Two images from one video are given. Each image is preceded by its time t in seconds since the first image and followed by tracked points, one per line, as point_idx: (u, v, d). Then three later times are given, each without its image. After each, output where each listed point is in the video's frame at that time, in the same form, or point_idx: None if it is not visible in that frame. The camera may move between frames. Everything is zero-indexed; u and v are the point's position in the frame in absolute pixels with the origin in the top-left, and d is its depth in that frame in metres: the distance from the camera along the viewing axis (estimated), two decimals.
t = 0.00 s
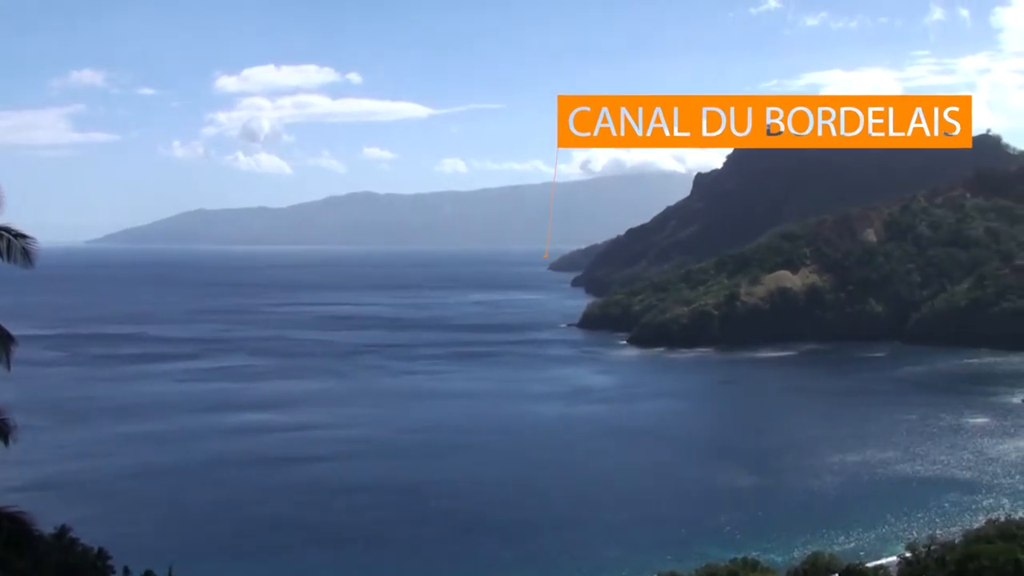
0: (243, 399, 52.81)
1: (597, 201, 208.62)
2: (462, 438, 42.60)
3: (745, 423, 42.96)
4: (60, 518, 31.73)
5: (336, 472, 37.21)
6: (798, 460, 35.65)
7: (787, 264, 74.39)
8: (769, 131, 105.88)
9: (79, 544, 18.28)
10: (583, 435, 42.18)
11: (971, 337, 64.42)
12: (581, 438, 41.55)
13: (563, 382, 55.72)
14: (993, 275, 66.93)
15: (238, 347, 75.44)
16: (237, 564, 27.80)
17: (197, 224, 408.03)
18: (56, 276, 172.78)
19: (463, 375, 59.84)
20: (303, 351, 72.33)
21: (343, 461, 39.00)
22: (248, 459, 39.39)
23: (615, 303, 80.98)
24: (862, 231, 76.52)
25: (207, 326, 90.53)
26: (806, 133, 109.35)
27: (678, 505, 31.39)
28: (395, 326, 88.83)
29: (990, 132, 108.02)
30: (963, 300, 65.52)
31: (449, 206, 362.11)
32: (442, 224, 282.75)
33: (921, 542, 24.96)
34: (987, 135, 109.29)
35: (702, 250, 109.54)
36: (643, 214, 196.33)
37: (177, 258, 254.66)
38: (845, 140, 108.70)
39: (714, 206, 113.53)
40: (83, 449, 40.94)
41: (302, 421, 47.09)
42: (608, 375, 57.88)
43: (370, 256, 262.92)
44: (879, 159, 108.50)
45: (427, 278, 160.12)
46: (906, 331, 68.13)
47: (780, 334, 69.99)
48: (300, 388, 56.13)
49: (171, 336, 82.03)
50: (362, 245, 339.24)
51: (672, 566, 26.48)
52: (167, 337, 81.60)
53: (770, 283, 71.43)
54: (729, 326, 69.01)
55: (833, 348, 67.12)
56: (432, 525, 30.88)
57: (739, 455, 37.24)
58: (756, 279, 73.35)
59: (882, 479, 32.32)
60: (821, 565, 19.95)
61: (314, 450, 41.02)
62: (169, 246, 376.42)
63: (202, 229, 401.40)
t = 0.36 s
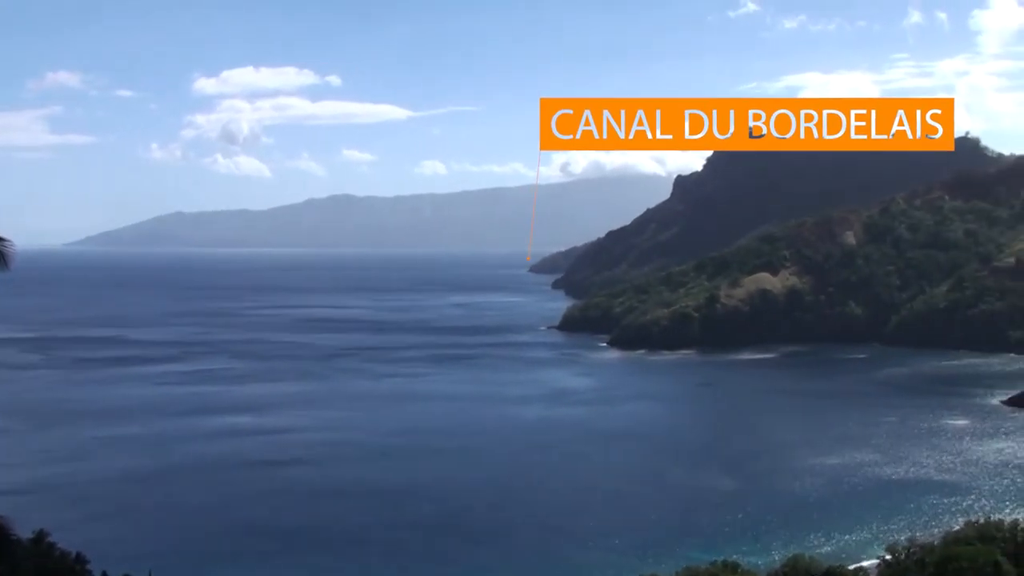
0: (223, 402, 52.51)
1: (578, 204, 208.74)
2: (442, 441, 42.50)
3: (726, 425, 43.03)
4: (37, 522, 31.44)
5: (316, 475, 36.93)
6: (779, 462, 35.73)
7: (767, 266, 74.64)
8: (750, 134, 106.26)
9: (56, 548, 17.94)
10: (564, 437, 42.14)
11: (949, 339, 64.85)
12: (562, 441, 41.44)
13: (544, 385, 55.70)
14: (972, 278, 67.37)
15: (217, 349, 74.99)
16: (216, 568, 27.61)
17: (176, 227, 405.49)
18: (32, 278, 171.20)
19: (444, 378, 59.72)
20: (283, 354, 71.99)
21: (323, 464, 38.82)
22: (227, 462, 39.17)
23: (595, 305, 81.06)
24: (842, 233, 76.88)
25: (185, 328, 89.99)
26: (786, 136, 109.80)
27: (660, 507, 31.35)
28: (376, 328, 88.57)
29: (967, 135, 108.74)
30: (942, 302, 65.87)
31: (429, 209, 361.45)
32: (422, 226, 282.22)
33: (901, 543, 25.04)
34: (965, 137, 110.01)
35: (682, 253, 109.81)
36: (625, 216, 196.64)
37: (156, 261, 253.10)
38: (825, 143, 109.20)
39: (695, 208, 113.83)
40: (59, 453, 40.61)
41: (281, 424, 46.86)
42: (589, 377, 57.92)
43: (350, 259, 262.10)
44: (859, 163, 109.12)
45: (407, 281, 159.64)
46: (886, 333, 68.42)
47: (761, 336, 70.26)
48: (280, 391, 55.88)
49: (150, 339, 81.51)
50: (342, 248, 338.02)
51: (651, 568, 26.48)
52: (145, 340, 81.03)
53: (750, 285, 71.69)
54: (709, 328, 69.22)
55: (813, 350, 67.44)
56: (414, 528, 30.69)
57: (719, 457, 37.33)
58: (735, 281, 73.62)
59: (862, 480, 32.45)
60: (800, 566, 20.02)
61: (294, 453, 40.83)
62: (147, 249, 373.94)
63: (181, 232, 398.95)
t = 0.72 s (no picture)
0: (200, 406, 52.05)
1: (557, 205, 208.96)
2: (422, 444, 42.24)
3: (706, 427, 43.01)
4: (11, 527, 30.97)
5: (295, 479, 36.61)
6: (759, 464, 35.71)
7: (746, 268, 74.85)
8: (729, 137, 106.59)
9: (32, 554, 17.31)
10: (544, 440, 41.99)
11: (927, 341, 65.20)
12: (542, 444, 41.30)
13: (523, 388, 55.57)
14: (950, 280, 67.74)
15: (194, 353, 74.35)
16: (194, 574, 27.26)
17: (151, 229, 402.66)
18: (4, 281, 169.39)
19: (423, 381, 59.46)
20: (260, 357, 71.48)
21: (301, 468, 38.49)
22: (204, 466, 38.78)
23: (575, 308, 81.04)
24: (820, 236, 77.21)
25: (161, 331, 89.22)
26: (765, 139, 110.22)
27: (641, 510, 31.24)
28: (354, 331, 88.14)
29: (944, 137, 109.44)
30: (920, 303, 66.22)
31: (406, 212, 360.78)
32: (401, 228, 281.47)
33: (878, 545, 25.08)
34: (942, 139, 110.74)
35: (660, 255, 110.01)
36: (605, 216, 197.02)
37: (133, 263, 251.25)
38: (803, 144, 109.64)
39: (673, 211, 114.09)
40: (34, 458, 40.07)
41: (259, 427, 46.47)
42: (568, 380, 57.83)
43: (328, 261, 261.00)
44: (837, 165, 109.70)
45: (384, 283, 159.15)
46: (864, 334, 68.73)
47: (739, 338, 70.44)
48: (258, 395, 55.44)
49: (125, 342, 80.77)
50: (319, 250, 336.66)
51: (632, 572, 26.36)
52: (120, 343, 80.28)
53: (729, 287, 71.91)
54: (688, 330, 69.37)
55: (792, 352, 67.67)
56: (393, 533, 30.45)
57: (699, 459, 37.28)
58: (714, 283, 73.81)
59: (842, 483, 32.47)
60: (779, 569, 19.96)
61: (273, 457, 40.48)
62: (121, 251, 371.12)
63: (156, 234, 396.15)
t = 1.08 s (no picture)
0: (174, 409, 51.69)
1: (533, 208, 209.03)
2: (397, 447, 42.06)
3: (683, 430, 43.06)
4: None
5: (271, 484, 36.29)
6: (736, 467, 35.75)
7: (722, 270, 75.11)
8: (704, 140, 107.03)
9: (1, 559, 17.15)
10: (520, 443, 41.91)
11: (900, 343, 65.61)
12: (519, 447, 41.16)
13: (500, 390, 55.47)
14: (924, 282, 68.18)
15: (168, 356, 73.82)
16: None
17: (125, 231, 399.37)
18: None
19: (399, 384, 59.31)
20: (235, 360, 71.03)
21: (275, 471, 38.25)
22: (179, 470, 38.50)
23: (551, 310, 81.09)
24: (796, 238, 77.56)
25: (134, 335, 88.48)
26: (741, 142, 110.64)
27: (618, 513, 31.18)
28: (330, 334, 87.79)
29: (918, 140, 110.19)
30: (894, 305, 66.64)
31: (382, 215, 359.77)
32: (376, 230, 280.53)
33: (854, 547, 25.16)
34: (916, 142, 111.52)
35: (636, 258, 110.30)
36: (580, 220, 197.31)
37: (105, 266, 249.17)
38: (779, 147, 110.10)
39: (649, 214, 114.44)
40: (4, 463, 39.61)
41: (234, 431, 46.17)
42: (545, 382, 57.76)
43: (303, 263, 259.85)
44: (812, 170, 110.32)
45: (359, 286, 158.63)
46: (840, 336, 69.09)
47: (716, 340, 70.67)
48: (233, 398, 55.13)
49: (98, 345, 80.10)
50: (294, 253, 335.15)
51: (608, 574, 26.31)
52: (93, 346, 79.57)
53: (705, 289, 72.19)
54: (665, 333, 69.57)
55: (768, 354, 67.95)
56: (370, 537, 30.22)
57: (675, 462, 37.30)
58: (690, 285, 74.06)
59: (818, 485, 32.56)
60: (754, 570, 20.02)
61: (248, 460, 40.22)
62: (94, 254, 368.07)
63: (130, 236, 393.11)
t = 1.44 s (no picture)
0: (145, 413, 51.21)
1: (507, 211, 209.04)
2: (371, 451, 41.87)
3: (657, 432, 43.15)
4: None
5: (243, 489, 35.98)
6: (709, 469, 35.86)
7: (695, 273, 75.41)
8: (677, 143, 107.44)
9: None
10: (494, 446, 41.85)
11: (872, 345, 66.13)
12: (493, 450, 41.13)
13: (473, 393, 55.40)
14: (895, 284, 68.78)
15: (138, 360, 73.13)
16: None
17: (94, 234, 395.22)
18: None
19: (372, 387, 59.08)
20: (207, 364, 70.45)
21: (248, 476, 37.97)
22: (150, 475, 38.15)
23: (525, 313, 81.11)
24: (768, 240, 77.98)
25: (104, 338, 87.55)
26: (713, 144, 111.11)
27: (593, 515, 31.22)
28: (302, 337, 87.32)
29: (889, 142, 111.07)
30: (866, 307, 67.18)
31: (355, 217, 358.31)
32: (349, 232, 278.64)
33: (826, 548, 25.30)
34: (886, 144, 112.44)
35: (609, 260, 110.52)
36: (553, 223, 197.52)
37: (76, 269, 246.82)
38: (751, 149, 110.67)
39: (622, 216, 114.73)
40: None
41: (206, 435, 45.81)
42: (518, 385, 57.73)
43: (275, 266, 258.33)
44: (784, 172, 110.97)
45: (332, 289, 157.88)
46: (812, 338, 69.54)
47: (689, 342, 70.96)
48: (204, 402, 54.69)
49: (67, 349, 79.18)
50: (266, 255, 333.09)
51: None
52: (61, 350, 78.68)
53: (678, 291, 72.49)
54: (639, 335, 69.79)
55: (741, 356, 68.29)
56: (345, 542, 30.05)
57: (650, 464, 37.38)
58: (664, 287, 74.30)
59: (791, 487, 32.76)
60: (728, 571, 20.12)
61: (220, 465, 39.91)
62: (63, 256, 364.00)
63: (99, 239, 389.05)
